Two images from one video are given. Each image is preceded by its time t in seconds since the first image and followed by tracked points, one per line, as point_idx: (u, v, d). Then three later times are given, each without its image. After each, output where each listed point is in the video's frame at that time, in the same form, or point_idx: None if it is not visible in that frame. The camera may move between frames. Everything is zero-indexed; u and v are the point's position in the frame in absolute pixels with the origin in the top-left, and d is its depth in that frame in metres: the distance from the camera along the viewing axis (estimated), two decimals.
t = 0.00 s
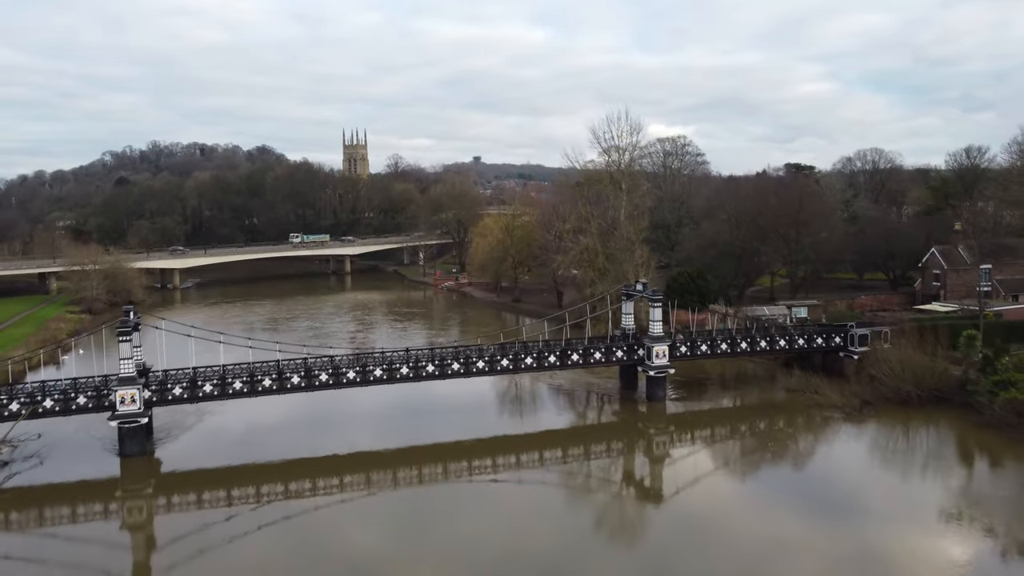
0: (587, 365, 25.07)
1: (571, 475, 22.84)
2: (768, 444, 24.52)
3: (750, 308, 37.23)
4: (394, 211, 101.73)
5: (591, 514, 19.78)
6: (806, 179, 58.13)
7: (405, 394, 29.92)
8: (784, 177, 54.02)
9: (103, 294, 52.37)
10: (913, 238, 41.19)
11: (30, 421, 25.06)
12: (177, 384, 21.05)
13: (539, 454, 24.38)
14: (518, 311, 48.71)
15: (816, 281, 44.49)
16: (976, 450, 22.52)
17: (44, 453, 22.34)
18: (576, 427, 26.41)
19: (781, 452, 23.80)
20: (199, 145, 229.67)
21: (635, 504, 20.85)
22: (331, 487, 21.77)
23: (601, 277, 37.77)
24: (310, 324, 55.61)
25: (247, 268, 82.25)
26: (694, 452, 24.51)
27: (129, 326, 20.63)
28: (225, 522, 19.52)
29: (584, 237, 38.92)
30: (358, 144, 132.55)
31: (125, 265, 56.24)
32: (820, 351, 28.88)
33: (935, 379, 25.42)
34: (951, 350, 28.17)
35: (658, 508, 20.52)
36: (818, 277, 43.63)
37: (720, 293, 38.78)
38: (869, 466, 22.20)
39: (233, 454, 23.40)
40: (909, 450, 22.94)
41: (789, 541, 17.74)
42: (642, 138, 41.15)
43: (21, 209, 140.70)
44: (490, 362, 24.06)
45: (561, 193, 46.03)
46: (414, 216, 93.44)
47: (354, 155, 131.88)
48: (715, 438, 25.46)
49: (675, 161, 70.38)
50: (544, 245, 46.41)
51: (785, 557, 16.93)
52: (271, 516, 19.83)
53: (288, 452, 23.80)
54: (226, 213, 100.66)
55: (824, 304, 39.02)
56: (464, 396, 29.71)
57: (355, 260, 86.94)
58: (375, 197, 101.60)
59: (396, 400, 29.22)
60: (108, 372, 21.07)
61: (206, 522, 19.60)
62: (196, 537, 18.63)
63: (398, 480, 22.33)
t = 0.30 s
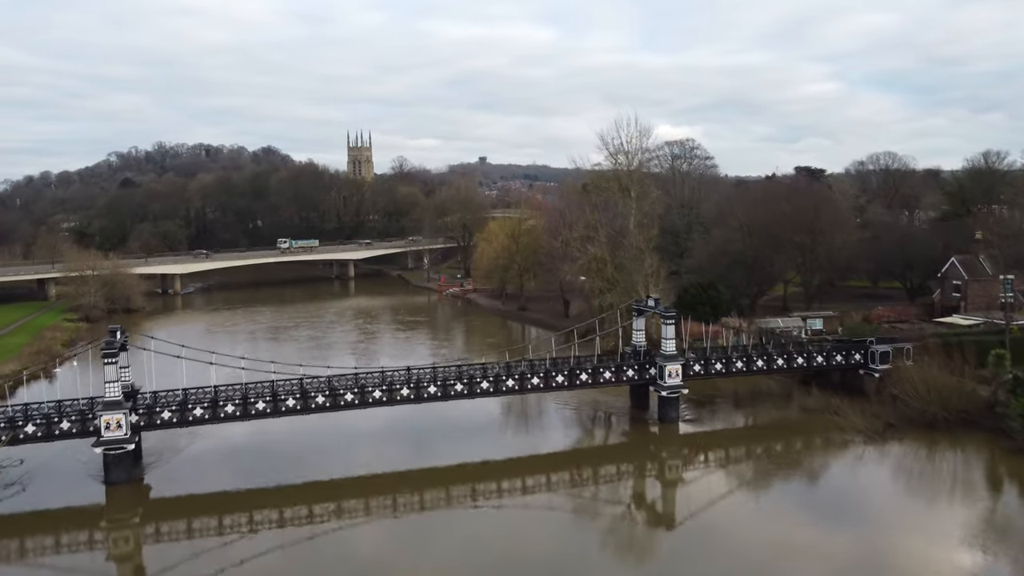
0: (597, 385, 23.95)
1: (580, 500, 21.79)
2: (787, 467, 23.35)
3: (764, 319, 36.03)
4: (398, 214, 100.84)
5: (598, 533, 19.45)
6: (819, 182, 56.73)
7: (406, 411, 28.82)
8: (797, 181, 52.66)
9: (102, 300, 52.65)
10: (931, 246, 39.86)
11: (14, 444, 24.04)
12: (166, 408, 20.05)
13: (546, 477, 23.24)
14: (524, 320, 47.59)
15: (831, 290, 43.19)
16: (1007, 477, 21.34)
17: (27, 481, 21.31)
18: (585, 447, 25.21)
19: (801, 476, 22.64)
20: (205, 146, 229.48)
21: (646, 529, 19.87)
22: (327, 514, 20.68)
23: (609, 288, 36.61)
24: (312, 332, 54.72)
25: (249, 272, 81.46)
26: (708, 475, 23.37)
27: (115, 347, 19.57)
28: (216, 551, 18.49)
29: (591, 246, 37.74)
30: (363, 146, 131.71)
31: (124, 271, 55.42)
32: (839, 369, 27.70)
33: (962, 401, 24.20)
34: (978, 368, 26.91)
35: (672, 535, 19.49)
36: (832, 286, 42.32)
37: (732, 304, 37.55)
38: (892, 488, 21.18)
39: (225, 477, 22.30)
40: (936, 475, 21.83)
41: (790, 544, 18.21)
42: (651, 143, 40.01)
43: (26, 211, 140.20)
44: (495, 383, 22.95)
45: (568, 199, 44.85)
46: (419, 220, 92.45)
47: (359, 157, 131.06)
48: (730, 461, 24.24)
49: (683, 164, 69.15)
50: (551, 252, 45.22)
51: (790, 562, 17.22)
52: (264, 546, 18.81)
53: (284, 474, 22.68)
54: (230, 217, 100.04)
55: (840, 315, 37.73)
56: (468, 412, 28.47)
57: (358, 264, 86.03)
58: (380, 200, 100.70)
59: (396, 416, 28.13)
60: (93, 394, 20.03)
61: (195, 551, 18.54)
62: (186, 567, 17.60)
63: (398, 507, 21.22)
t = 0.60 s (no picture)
0: (609, 407, 22.81)
1: (592, 526, 20.69)
2: (810, 492, 22.13)
3: (781, 332, 34.80)
4: (405, 217, 99.90)
5: (610, 556, 18.72)
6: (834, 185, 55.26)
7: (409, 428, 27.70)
8: (812, 185, 51.32)
9: (102, 309, 52.19)
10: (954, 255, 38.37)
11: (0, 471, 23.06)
12: (156, 434, 19.08)
13: (557, 503, 22.11)
14: (533, 329, 46.49)
15: (849, 298, 41.87)
16: None
17: (11, 511, 20.35)
18: (597, 469, 24.02)
19: (826, 502, 21.40)
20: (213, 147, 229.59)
21: (661, 555, 18.94)
22: (326, 545, 19.61)
23: (621, 299, 35.51)
24: (317, 340, 53.84)
25: (255, 277, 80.76)
26: (726, 499, 22.23)
27: (103, 370, 18.61)
28: None
29: (602, 256, 36.63)
30: (369, 148, 130.89)
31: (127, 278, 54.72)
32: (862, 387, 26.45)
33: (996, 424, 22.90)
34: (1009, 387, 25.62)
35: (689, 565, 18.38)
36: (850, 294, 41.05)
37: (747, 315, 36.33)
38: (921, 514, 20.12)
39: (219, 502, 21.23)
40: (970, 504, 20.60)
41: (794, 545, 18.69)
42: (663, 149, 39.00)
43: (33, 214, 140.25)
44: (503, 406, 21.86)
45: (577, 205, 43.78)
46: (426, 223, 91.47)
47: (366, 159, 130.25)
48: (749, 485, 23.08)
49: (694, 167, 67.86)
50: (560, 259, 44.10)
51: (796, 564, 17.62)
52: None
53: (280, 498, 21.61)
54: (237, 219, 99.57)
55: (860, 326, 36.35)
56: (474, 429, 27.29)
57: (365, 268, 85.15)
58: (386, 203, 99.74)
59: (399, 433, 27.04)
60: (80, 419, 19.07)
61: None
62: None
63: (401, 535, 20.14)
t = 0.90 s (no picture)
0: (621, 430, 21.68)
1: (603, 556, 19.56)
2: (834, 522, 20.87)
3: (799, 345, 33.55)
4: (412, 221, 98.85)
5: None
6: (851, 191, 53.76)
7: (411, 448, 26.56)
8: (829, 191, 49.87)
9: (104, 317, 51.45)
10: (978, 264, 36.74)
11: None
12: (144, 463, 18.13)
13: (567, 531, 20.99)
14: (542, 338, 45.38)
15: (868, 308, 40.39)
16: None
17: None
18: (608, 493, 22.83)
19: (850, 531, 20.16)
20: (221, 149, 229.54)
21: None
22: None
23: (633, 312, 34.37)
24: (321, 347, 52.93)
25: (260, 283, 80.01)
26: (744, 526, 21.04)
27: (87, 396, 17.68)
28: None
29: (613, 266, 35.58)
30: (377, 150, 129.91)
31: (130, 285, 54.01)
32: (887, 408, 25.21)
33: None
34: None
35: None
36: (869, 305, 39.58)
37: (764, 327, 35.07)
38: (953, 546, 18.88)
39: (211, 530, 20.19)
40: (1006, 536, 19.32)
41: (803, 555, 18.86)
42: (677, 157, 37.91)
43: (41, 216, 140.31)
44: (510, 430, 20.81)
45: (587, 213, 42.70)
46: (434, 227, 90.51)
47: (373, 162, 129.39)
48: (769, 512, 21.90)
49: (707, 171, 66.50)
50: (569, 268, 42.98)
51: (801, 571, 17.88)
52: None
53: (275, 526, 20.55)
54: (243, 223, 99.14)
55: (880, 338, 34.99)
56: (480, 450, 26.16)
57: (371, 273, 84.25)
58: (394, 206, 98.79)
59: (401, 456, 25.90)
60: (64, 447, 18.10)
61: None
62: None
63: (402, 567, 19.10)
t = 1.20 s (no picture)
0: (632, 456, 20.59)
1: None
2: (858, 551, 19.68)
3: (815, 358, 32.33)
4: (418, 224, 97.90)
5: None
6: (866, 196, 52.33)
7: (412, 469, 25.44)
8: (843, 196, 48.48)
9: (103, 325, 50.58)
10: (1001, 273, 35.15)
11: None
12: (128, 494, 17.19)
13: (575, 563, 19.86)
14: (549, 347, 44.33)
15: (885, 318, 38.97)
16: None
17: None
18: (618, 520, 21.69)
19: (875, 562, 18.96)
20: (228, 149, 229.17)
21: None
22: None
23: (643, 323, 33.23)
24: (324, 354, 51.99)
25: (263, 287, 79.16)
26: (762, 556, 19.87)
27: (68, 423, 16.73)
28: None
29: (621, 275, 34.51)
30: (382, 151, 128.93)
31: (130, 291, 53.25)
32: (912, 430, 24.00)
33: None
34: None
35: None
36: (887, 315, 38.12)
37: (778, 338, 33.84)
38: None
39: (201, 561, 19.16)
40: None
41: None
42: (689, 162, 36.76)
43: (47, 217, 140.03)
44: (515, 457, 19.73)
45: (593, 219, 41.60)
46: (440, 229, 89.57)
47: (378, 163, 128.48)
48: (788, 539, 20.78)
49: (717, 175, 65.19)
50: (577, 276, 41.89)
51: None
52: None
53: (269, 557, 19.47)
54: (248, 225, 98.08)
55: (899, 351, 33.70)
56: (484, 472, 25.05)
57: (376, 277, 83.33)
58: (399, 208, 97.80)
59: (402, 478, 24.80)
60: (44, 477, 17.17)
61: None
62: None
63: None
